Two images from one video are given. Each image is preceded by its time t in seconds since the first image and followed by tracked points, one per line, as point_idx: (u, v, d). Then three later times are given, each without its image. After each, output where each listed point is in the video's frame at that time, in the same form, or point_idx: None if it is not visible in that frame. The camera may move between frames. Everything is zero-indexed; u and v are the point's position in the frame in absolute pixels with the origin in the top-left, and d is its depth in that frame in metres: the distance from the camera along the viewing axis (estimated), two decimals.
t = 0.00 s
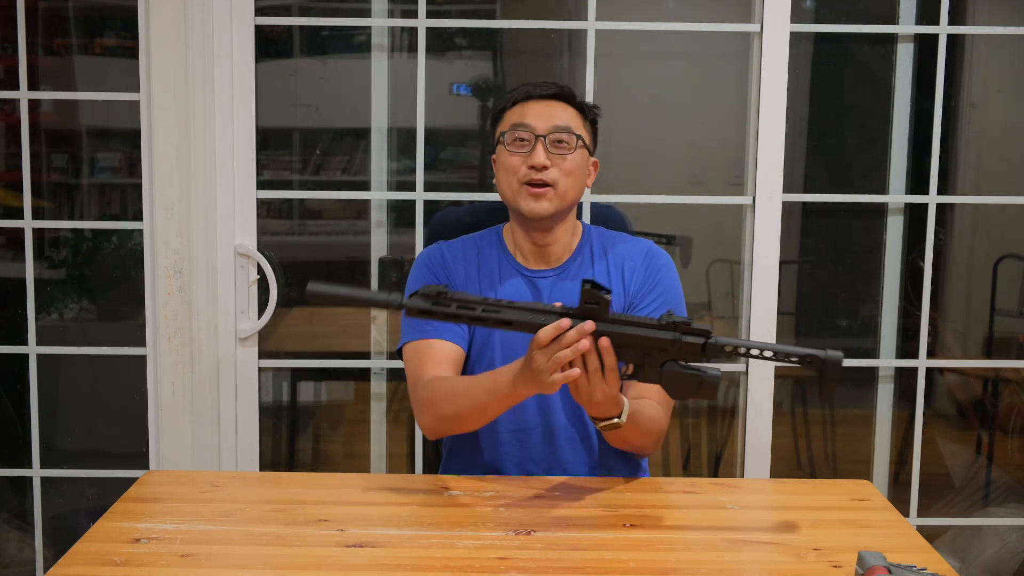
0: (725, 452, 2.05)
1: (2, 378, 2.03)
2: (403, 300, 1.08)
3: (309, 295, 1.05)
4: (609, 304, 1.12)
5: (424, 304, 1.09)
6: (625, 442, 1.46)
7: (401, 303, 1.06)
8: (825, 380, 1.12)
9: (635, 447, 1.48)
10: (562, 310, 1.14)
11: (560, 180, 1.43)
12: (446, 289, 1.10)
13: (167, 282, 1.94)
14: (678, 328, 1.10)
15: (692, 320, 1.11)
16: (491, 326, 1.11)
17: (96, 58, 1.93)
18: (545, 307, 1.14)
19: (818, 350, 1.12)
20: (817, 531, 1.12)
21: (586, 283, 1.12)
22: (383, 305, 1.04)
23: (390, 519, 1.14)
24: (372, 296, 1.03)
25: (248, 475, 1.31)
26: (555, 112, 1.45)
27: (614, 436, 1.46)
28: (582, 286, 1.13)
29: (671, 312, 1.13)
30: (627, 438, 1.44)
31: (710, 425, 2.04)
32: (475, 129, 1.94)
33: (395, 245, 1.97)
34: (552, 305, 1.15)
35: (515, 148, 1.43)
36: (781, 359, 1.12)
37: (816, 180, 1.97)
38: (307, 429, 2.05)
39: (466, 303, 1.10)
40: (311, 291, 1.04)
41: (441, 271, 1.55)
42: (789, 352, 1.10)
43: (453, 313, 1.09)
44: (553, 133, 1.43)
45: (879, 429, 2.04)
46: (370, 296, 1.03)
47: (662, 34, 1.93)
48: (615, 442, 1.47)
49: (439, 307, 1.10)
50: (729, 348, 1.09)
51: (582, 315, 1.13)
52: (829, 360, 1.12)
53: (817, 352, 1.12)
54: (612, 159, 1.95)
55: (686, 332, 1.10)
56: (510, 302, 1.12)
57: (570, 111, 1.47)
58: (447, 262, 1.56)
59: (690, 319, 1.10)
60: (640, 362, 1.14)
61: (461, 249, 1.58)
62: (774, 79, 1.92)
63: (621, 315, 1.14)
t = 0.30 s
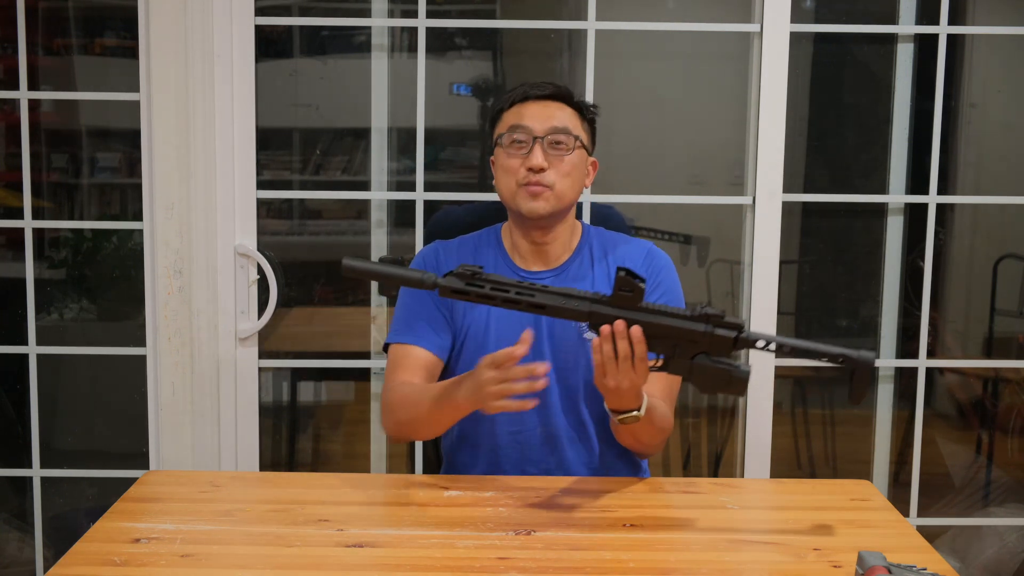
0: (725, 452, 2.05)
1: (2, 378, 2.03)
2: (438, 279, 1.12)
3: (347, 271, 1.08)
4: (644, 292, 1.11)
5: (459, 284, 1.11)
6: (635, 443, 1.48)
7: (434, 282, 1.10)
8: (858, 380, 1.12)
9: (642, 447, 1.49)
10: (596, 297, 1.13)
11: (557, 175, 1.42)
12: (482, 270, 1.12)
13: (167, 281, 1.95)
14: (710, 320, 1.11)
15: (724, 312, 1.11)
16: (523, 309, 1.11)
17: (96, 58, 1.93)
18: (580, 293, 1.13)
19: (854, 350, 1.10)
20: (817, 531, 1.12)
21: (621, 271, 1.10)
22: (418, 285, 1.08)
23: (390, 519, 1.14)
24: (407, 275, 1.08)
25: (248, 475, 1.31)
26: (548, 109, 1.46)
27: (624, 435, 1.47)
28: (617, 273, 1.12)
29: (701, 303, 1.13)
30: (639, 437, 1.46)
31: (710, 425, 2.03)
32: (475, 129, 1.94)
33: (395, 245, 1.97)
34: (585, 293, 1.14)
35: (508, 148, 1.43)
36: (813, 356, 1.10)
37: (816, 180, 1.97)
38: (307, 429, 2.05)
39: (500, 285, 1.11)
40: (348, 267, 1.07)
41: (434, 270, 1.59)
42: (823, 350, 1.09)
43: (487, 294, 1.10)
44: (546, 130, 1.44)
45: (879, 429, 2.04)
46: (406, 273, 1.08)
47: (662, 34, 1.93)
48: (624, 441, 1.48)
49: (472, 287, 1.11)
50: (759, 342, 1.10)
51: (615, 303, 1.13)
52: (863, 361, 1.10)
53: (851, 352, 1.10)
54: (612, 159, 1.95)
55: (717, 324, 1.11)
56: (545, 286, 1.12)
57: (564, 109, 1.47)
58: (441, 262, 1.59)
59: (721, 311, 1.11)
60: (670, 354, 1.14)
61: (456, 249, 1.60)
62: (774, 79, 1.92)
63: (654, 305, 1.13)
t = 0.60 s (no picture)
0: (725, 452, 2.05)
1: (2, 378, 2.03)
2: (449, 285, 1.12)
3: (356, 282, 1.08)
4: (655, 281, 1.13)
5: (470, 287, 1.11)
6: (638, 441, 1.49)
7: (446, 288, 1.10)
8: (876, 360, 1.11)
9: (646, 444, 1.50)
10: (608, 291, 1.15)
11: (536, 198, 1.43)
12: (492, 273, 1.12)
13: (167, 282, 1.95)
14: (723, 306, 1.12)
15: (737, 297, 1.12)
16: (536, 309, 1.12)
17: (96, 58, 1.93)
18: (592, 288, 1.14)
19: (867, 326, 1.11)
20: (816, 531, 1.12)
21: (632, 262, 1.12)
22: (427, 292, 1.09)
23: (389, 519, 1.14)
24: (416, 282, 1.09)
25: (248, 475, 1.31)
26: (532, 126, 1.43)
27: (629, 429, 1.47)
28: (629, 263, 1.13)
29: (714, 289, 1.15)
30: (644, 433, 1.46)
31: (710, 425, 2.03)
32: (475, 129, 1.94)
33: (395, 245, 1.97)
34: (596, 288, 1.15)
35: (490, 167, 1.43)
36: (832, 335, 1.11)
37: (816, 180, 1.97)
38: (307, 429, 2.05)
39: (512, 285, 1.11)
40: (357, 277, 1.08)
41: (430, 273, 1.61)
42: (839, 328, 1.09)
43: (499, 296, 1.11)
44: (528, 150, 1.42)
45: (879, 429, 2.04)
46: (417, 282, 1.09)
47: (662, 34, 1.92)
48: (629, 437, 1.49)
49: (484, 290, 1.12)
50: (773, 324, 1.10)
51: (626, 295, 1.14)
52: (880, 336, 1.10)
53: (867, 328, 1.11)
54: (612, 159, 1.95)
55: (731, 309, 1.12)
56: (556, 284, 1.12)
57: (550, 125, 1.44)
58: (437, 267, 1.61)
59: (735, 296, 1.12)
60: (686, 342, 1.15)
61: (454, 248, 1.63)
62: (774, 79, 1.92)
63: (666, 294, 1.15)
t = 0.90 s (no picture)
0: (725, 452, 2.04)
1: (2, 379, 2.03)
2: (449, 287, 1.11)
3: (356, 281, 1.08)
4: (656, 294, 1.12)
5: (471, 290, 1.10)
6: (633, 445, 1.49)
7: (446, 290, 1.09)
8: (872, 377, 1.11)
9: (642, 448, 1.50)
10: (608, 300, 1.15)
11: (530, 200, 1.42)
12: (492, 277, 1.11)
13: (167, 282, 1.95)
14: (722, 320, 1.12)
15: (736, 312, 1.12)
16: (534, 314, 1.12)
17: (96, 58, 1.93)
18: (591, 296, 1.14)
19: (865, 346, 1.11)
20: (816, 532, 1.12)
21: (633, 273, 1.12)
22: (428, 293, 1.09)
23: (389, 519, 1.14)
24: (417, 283, 1.09)
25: (248, 475, 1.31)
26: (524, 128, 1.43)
27: (625, 435, 1.47)
28: (630, 275, 1.13)
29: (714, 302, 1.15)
30: (639, 437, 1.46)
31: (710, 425, 2.03)
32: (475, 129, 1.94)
33: (395, 245, 1.97)
34: (595, 295, 1.15)
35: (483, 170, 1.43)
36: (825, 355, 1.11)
37: (816, 180, 1.97)
38: (307, 429, 2.04)
39: (512, 290, 1.11)
40: (357, 275, 1.08)
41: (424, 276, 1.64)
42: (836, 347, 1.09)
43: (500, 300, 1.10)
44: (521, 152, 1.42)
45: (879, 429, 2.04)
46: (418, 282, 1.09)
47: (662, 34, 1.92)
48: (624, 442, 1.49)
49: (484, 293, 1.11)
50: (771, 341, 1.10)
51: (626, 305, 1.14)
52: (877, 357, 1.11)
53: (865, 348, 1.12)
54: (611, 159, 1.95)
55: (729, 324, 1.12)
56: (557, 290, 1.12)
57: (542, 126, 1.44)
58: (431, 269, 1.64)
59: (734, 311, 1.12)
60: (684, 354, 1.15)
61: (449, 250, 1.65)
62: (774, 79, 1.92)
63: (665, 306, 1.15)
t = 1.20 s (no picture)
0: (725, 452, 2.05)
1: (2, 378, 2.03)
2: (448, 286, 1.12)
3: (356, 280, 1.09)
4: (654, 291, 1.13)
5: (470, 289, 1.11)
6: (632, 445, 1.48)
7: (445, 288, 1.10)
8: (872, 374, 1.12)
9: (641, 449, 1.49)
10: (607, 298, 1.15)
11: (543, 183, 1.43)
12: (492, 275, 1.12)
13: (167, 282, 1.95)
14: (721, 316, 1.12)
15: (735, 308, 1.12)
16: (534, 313, 1.12)
17: (96, 58, 1.93)
18: (590, 294, 1.15)
19: (865, 341, 1.11)
20: (816, 532, 1.12)
21: (631, 270, 1.12)
22: (427, 293, 1.10)
23: (388, 519, 1.14)
24: (417, 283, 1.10)
25: (248, 475, 1.31)
26: (529, 114, 1.46)
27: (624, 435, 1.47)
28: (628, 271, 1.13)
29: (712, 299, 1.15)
30: (639, 437, 1.46)
31: (710, 425, 2.03)
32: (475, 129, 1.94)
33: (395, 245, 1.98)
34: (594, 294, 1.16)
35: (491, 158, 1.44)
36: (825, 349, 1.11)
37: (816, 180, 1.97)
38: (307, 429, 2.04)
39: (511, 288, 1.11)
40: (358, 276, 1.08)
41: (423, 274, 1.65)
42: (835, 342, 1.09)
43: (499, 299, 1.10)
44: (528, 137, 1.44)
45: (879, 429, 2.04)
46: (417, 280, 1.09)
47: (662, 34, 1.92)
48: (624, 443, 1.48)
49: (484, 291, 1.11)
50: (771, 337, 1.10)
51: (625, 302, 1.14)
52: (876, 352, 1.10)
53: (864, 343, 1.11)
54: (611, 159, 1.95)
55: (728, 320, 1.12)
56: (556, 288, 1.12)
57: (546, 112, 1.47)
58: (430, 266, 1.66)
59: (733, 307, 1.12)
60: (683, 351, 1.15)
61: (447, 250, 1.66)
62: (774, 79, 1.92)
63: (665, 303, 1.15)
